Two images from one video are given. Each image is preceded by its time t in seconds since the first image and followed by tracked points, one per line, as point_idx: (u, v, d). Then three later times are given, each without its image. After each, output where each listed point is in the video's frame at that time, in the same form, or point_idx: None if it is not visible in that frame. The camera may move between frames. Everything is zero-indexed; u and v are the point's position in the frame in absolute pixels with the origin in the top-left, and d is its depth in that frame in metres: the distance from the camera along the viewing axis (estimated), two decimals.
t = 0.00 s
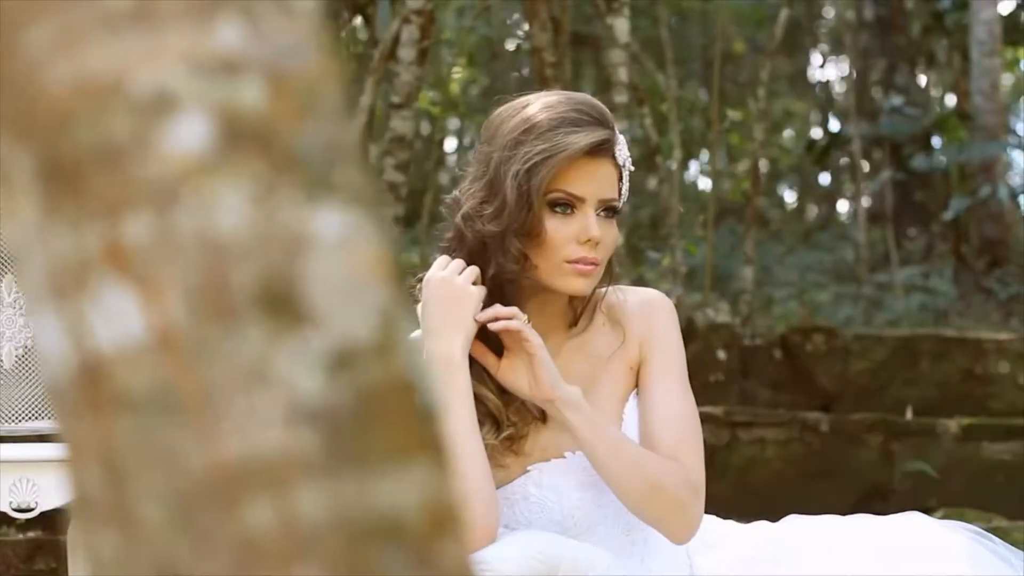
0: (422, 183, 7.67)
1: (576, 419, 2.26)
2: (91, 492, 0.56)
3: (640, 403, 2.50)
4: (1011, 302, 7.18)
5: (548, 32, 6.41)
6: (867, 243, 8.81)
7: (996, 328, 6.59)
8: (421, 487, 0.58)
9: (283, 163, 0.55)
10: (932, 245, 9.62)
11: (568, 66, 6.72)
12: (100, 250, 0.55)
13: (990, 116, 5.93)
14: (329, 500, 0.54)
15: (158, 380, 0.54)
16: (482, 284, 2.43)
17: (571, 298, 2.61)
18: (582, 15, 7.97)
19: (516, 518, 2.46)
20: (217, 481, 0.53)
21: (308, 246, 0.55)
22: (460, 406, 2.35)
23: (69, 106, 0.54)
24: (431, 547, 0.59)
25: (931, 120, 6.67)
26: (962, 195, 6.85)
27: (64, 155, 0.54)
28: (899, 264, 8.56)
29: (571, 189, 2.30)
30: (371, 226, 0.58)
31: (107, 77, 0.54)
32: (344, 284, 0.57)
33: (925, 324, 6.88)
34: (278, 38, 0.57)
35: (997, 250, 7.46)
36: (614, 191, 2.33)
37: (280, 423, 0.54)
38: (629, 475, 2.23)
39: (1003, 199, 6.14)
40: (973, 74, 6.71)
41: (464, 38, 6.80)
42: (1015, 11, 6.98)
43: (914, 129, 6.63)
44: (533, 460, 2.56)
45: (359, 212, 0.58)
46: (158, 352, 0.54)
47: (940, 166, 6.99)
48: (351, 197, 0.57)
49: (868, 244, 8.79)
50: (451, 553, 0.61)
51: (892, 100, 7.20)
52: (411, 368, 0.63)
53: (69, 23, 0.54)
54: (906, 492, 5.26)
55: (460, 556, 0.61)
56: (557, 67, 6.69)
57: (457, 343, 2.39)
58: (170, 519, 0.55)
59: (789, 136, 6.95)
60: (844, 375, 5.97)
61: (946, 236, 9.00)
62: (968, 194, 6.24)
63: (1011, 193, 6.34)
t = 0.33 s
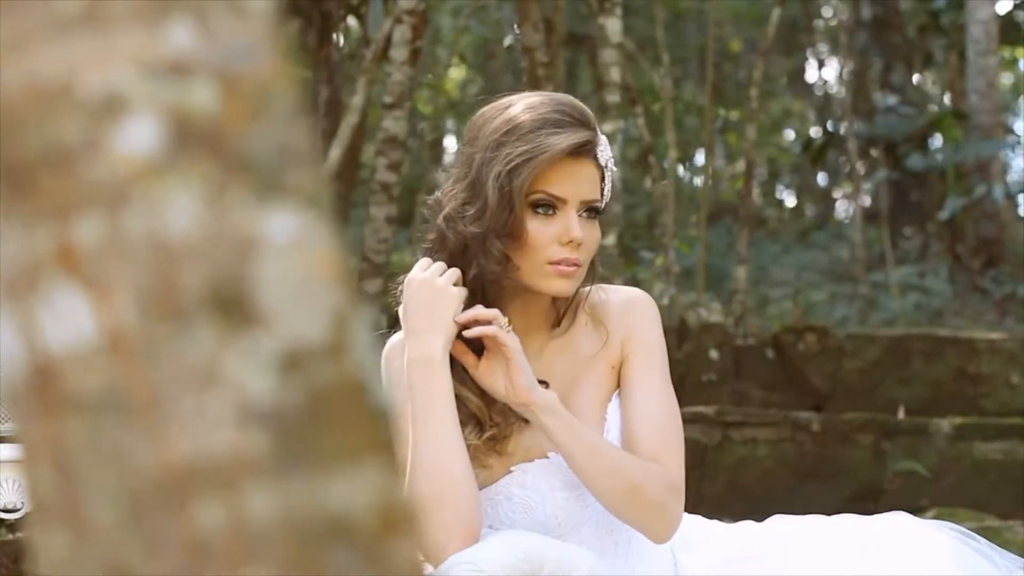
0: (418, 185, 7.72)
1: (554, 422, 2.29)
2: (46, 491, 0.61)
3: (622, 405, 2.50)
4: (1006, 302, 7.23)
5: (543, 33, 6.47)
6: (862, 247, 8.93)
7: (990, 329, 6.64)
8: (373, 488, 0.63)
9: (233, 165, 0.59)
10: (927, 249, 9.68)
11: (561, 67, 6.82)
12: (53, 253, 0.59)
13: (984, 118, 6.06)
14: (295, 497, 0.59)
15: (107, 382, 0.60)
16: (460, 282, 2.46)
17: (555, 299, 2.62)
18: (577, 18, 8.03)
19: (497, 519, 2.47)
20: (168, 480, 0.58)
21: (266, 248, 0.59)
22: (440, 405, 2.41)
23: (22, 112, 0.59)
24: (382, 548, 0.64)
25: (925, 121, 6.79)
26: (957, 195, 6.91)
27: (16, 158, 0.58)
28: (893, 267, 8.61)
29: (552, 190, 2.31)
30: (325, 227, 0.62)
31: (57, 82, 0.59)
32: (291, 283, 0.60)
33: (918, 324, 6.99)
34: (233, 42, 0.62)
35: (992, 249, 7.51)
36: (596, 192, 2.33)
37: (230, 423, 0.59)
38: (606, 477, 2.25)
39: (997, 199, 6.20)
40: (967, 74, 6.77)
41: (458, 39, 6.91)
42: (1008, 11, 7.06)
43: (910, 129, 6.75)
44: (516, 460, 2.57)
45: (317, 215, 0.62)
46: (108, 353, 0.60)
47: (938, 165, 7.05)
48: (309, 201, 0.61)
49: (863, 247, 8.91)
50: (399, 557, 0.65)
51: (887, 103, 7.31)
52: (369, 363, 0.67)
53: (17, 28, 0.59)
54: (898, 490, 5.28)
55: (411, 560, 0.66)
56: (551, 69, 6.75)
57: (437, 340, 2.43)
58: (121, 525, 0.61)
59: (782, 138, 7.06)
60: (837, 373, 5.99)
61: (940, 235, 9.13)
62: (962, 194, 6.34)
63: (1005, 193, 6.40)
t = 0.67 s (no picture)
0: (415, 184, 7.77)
1: (544, 414, 2.33)
2: (14, 491, 0.61)
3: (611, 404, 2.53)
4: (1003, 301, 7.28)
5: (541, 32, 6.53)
6: (859, 246, 8.97)
7: (986, 328, 6.68)
8: (336, 486, 0.61)
9: (198, 167, 0.61)
10: (924, 248, 9.73)
11: (559, 68, 6.85)
12: (18, 252, 0.61)
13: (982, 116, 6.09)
14: (263, 507, 0.58)
15: (71, 382, 0.60)
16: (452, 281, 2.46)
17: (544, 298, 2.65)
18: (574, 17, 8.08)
19: (487, 518, 2.48)
20: (133, 481, 0.57)
21: (234, 248, 0.61)
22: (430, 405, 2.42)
23: None
24: (347, 549, 0.62)
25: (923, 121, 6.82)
26: (954, 193, 6.96)
27: None
28: (889, 266, 8.66)
29: (539, 191, 2.33)
30: (292, 229, 0.63)
31: (23, 82, 0.61)
32: (261, 290, 0.62)
33: (915, 322, 7.03)
34: (200, 42, 0.63)
35: (989, 247, 7.57)
36: (583, 192, 2.35)
37: (195, 424, 0.59)
38: (593, 477, 2.29)
39: (994, 198, 6.25)
40: (965, 74, 6.82)
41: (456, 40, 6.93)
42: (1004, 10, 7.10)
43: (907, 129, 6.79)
44: (506, 461, 2.58)
45: (282, 218, 0.63)
46: (75, 353, 0.60)
47: (935, 165, 7.11)
48: (272, 204, 0.62)
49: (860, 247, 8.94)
50: (364, 555, 0.64)
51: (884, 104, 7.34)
52: (335, 363, 0.68)
53: None
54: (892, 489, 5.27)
55: (380, 560, 0.64)
56: (547, 69, 6.80)
57: (428, 340, 2.44)
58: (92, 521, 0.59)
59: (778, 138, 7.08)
60: (831, 373, 6.08)
61: (938, 234, 9.17)
62: (960, 193, 6.37)
63: (1002, 193, 6.44)
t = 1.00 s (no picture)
0: (412, 184, 7.82)
1: (533, 414, 2.42)
2: None
3: (601, 404, 2.63)
4: (1001, 301, 7.33)
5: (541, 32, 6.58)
6: (857, 246, 9.04)
7: (985, 329, 6.71)
8: (307, 486, 0.55)
9: (166, 169, 0.55)
10: (923, 249, 9.78)
11: (556, 68, 6.90)
12: None
13: (980, 115, 6.14)
14: (217, 525, 0.52)
15: (40, 381, 0.53)
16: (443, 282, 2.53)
17: (533, 302, 2.74)
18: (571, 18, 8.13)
19: (478, 517, 2.52)
20: (102, 482, 0.51)
21: (196, 229, 0.54)
22: (421, 403, 2.47)
23: None
24: (318, 546, 0.55)
25: (922, 122, 6.88)
26: (953, 193, 7.02)
27: None
28: (887, 266, 8.69)
29: (528, 192, 2.42)
30: (265, 230, 0.56)
31: None
32: (231, 289, 0.55)
33: (913, 322, 7.08)
34: (171, 43, 0.56)
35: (988, 247, 7.61)
36: (571, 194, 2.44)
37: (164, 424, 0.53)
38: (582, 475, 2.38)
39: (992, 198, 6.30)
40: (963, 73, 6.88)
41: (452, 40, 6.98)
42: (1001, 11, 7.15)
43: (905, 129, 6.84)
44: (496, 462, 2.61)
45: (255, 216, 0.56)
46: (44, 356, 0.54)
47: (934, 164, 7.16)
48: (243, 203, 0.55)
49: (858, 247, 9.01)
50: (340, 555, 0.56)
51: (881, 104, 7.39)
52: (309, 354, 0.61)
53: None
54: (890, 490, 5.27)
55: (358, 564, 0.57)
56: (545, 69, 6.84)
57: (419, 341, 2.49)
58: (59, 522, 0.52)
59: (778, 139, 7.13)
60: (828, 373, 6.06)
61: (936, 234, 9.23)
62: (958, 193, 6.42)
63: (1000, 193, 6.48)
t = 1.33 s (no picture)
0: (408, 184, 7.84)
1: (519, 418, 2.43)
2: None
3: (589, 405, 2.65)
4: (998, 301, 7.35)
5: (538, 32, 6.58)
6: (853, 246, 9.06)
7: (981, 329, 6.72)
8: (278, 485, 0.51)
9: (136, 170, 0.50)
10: (920, 249, 9.79)
11: (552, 68, 6.92)
12: None
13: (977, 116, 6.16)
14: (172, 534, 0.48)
15: (9, 385, 0.49)
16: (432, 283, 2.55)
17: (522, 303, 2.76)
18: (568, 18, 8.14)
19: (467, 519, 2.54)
20: (72, 484, 0.48)
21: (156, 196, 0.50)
22: (410, 404, 2.48)
23: None
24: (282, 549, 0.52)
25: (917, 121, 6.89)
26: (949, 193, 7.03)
27: None
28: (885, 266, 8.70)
29: (517, 194, 2.43)
30: (234, 235, 0.53)
31: None
32: (199, 286, 0.51)
33: (910, 322, 7.10)
34: (136, 48, 0.52)
35: (986, 247, 7.64)
36: (560, 196, 2.45)
37: (131, 426, 0.49)
38: (569, 478, 2.39)
39: (988, 198, 6.32)
40: (960, 73, 6.90)
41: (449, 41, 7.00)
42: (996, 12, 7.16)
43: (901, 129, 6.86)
44: (487, 462, 2.63)
45: (223, 218, 0.53)
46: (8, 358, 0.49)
47: (931, 164, 7.18)
48: (214, 203, 0.52)
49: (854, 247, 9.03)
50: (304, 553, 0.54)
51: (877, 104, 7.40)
52: (263, 342, 0.57)
53: None
54: (884, 490, 5.30)
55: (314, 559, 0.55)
56: (540, 69, 6.85)
57: (408, 341, 2.50)
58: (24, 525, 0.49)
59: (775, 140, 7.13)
60: (824, 373, 6.07)
61: (933, 234, 9.26)
62: (954, 193, 6.44)
63: (997, 191, 6.49)
